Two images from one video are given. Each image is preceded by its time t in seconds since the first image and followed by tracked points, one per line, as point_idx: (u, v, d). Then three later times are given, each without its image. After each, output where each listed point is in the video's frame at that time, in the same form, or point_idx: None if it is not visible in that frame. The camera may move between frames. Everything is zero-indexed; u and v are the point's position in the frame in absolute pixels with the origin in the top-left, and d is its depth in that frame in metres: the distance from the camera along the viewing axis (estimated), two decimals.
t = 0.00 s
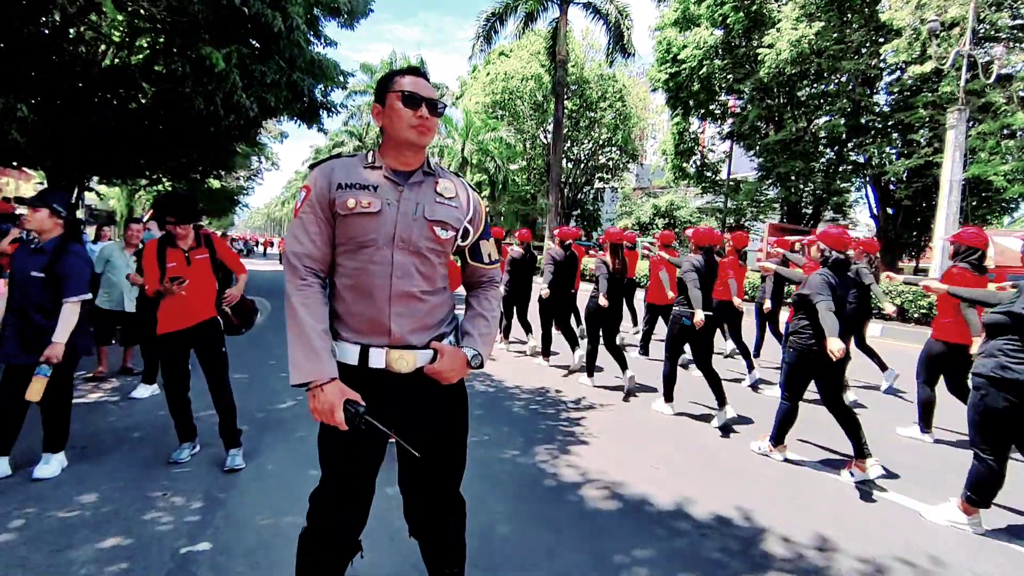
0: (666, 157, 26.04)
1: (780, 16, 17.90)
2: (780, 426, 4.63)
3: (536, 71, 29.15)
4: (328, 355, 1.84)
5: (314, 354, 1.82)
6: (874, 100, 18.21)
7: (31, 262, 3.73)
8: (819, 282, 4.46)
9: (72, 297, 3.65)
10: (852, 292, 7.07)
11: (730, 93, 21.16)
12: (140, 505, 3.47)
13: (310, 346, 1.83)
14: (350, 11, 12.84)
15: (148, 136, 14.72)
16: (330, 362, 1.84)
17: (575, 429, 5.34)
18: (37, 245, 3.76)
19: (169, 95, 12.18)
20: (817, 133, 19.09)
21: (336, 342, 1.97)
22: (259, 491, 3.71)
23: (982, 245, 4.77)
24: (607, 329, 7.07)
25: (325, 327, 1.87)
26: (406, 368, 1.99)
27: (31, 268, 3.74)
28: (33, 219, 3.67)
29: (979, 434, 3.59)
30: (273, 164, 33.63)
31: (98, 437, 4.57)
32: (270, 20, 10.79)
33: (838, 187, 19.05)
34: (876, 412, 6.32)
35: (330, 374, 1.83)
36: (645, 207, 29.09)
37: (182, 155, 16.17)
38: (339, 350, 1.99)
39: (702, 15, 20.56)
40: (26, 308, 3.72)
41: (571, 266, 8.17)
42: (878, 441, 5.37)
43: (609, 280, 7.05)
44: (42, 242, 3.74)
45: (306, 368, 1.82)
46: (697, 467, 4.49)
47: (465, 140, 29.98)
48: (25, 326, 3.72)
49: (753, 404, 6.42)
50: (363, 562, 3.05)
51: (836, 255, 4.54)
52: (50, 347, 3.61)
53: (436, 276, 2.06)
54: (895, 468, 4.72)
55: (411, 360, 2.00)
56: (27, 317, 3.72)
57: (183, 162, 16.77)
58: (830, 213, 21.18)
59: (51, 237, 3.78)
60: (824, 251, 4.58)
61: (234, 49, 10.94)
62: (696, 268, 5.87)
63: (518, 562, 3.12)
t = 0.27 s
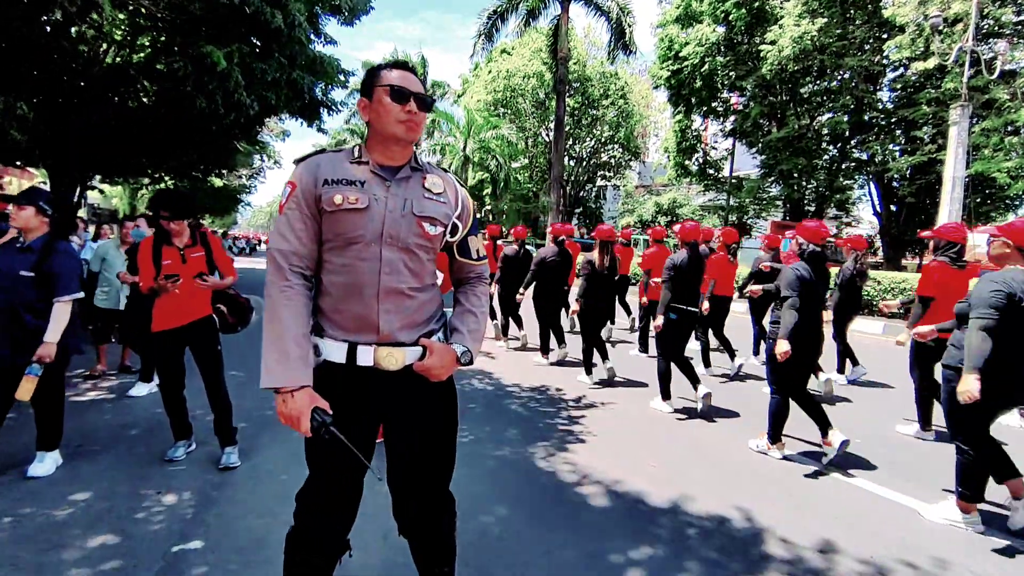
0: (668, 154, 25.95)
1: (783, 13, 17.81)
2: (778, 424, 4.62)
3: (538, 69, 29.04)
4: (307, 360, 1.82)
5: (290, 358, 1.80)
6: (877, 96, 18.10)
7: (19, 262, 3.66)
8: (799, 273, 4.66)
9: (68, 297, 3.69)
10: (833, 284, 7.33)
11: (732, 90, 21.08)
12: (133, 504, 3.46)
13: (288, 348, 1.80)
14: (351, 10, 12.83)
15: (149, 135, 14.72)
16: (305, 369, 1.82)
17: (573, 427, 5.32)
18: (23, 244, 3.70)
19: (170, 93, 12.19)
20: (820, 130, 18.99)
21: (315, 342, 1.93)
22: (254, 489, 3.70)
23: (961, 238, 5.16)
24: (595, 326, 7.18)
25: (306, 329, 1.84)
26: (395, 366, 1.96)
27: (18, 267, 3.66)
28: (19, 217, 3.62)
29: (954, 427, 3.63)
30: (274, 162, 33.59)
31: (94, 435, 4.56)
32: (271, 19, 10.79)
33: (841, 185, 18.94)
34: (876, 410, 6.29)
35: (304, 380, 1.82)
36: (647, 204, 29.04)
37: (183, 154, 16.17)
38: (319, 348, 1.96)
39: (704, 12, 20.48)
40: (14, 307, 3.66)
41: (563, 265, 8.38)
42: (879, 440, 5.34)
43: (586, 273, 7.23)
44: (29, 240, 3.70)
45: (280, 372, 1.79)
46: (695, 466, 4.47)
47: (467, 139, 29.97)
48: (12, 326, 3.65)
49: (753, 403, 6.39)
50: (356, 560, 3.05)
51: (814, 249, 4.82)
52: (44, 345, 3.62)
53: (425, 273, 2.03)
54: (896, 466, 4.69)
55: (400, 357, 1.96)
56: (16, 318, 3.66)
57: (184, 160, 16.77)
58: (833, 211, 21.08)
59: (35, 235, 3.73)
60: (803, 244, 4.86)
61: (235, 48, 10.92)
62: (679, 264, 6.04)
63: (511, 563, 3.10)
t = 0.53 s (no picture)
0: (671, 153, 25.86)
1: (786, 10, 17.69)
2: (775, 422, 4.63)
3: (539, 68, 29.22)
4: (271, 364, 1.81)
5: (258, 364, 1.79)
6: (881, 94, 17.98)
7: (3, 261, 3.63)
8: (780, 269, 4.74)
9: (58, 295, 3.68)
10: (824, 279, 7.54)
11: (735, 88, 20.99)
12: (126, 504, 3.44)
13: (261, 353, 1.80)
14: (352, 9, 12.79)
15: (150, 134, 14.72)
16: (269, 374, 1.81)
17: (571, 427, 5.29)
18: (7, 243, 3.66)
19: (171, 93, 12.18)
20: (824, 128, 18.88)
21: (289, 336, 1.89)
22: (248, 489, 3.68)
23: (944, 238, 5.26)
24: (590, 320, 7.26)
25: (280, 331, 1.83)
26: (383, 366, 1.91)
27: (3, 267, 3.63)
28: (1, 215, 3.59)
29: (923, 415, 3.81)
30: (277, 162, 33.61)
31: (89, 435, 4.55)
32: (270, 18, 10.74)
33: (844, 183, 18.84)
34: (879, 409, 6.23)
35: (267, 386, 1.81)
36: (649, 203, 28.95)
37: (185, 154, 16.17)
38: (300, 348, 1.91)
39: (707, 10, 20.37)
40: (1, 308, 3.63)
41: (557, 261, 8.58)
42: (882, 441, 5.28)
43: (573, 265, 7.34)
44: (13, 239, 3.66)
45: (249, 374, 1.78)
46: (694, 466, 4.43)
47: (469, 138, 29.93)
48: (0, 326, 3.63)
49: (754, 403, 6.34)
50: (349, 561, 3.03)
51: (797, 246, 4.86)
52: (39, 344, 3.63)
53: (414, 271, 1.97)
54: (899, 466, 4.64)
55: (389, 357, 1.91)
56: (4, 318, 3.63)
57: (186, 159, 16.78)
58: (837, 209, 20.99)
59: (20, 234, 3.70)
60: (785, 242, 4.92)
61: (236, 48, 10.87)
62: (665, 261, 6.47)
63: (506, 564, 3.06)
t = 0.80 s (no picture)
0: (673, 152, 25.73)
1: (789, 9, 17.59)
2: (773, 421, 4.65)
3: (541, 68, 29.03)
4: (238, 369, 1.79)
5: (226, 369, 1.78)
6: (885, 92, 17.86)
7: None
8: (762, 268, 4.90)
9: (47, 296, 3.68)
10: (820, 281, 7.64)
11: (738, 87, 20.90)
12: (118, 508, 3.41)
13: (233, 358, 1.78)
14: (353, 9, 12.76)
15: (152, 135, 14.73)
16: (236, 379, 1.79)
17: (572, 429, 5.23)
18: None
19: (172, 94, 12.17)
20: (827, 127, 18.76)
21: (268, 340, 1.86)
22: (241, 492, 3.65)
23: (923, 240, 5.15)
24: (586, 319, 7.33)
25: (253, 336, 1.81)
26: (368, 370, 1.86)
27: None
28: None
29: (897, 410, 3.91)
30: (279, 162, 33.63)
31: (83, 437, 4.51)
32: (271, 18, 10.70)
33: (848, 182, 18.71)
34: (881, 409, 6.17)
35: (236, 391, 1.80)
36: (652, 203, 28.88)
37: (187, 155, 16.18)
38: (282, 352, 1.86)
39: (709, 8, 20.28)
40: None
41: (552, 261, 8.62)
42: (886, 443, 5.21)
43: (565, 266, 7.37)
44: None
45: (220, 380, 1.77)
46: (695, 469, 4.37)
47: (471, 138, 29.88)
48: None
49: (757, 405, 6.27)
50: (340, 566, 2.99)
51: (780, 247, 4.91)
52: (36, 346, 3.66)
53: (400, 273, 1.93)
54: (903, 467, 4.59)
55: (374, 360, 1.87)
56: None
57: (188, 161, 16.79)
58: (840, 208, 20.89)
59: None
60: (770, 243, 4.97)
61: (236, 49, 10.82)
62: (651, 259, 6.47)
63: (500, 571, 3.01)
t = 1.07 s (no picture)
0: (677, 152, 25.63)
1: (792, 8, 17.51)
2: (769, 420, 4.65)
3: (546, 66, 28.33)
4: (220, 375, 1.74)
5: (214, 372, 1.73)
6: (889, 92, 17.74)
7: None
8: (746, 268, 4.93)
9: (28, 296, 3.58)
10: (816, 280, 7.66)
11: (741, 87, 20.82)
12: (110, 512, 3.38)
13: (214, 363, 1.73)
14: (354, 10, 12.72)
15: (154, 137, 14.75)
16: (217, 385, 1.74)
17: (572, 432, 5.18)
18: None
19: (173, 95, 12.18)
20: (831, 127, 18.65)
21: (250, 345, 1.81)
22: (234, 497, 3.61)
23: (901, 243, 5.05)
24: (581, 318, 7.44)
25: (235, 340, 1.77)
26: (352, 376, 1.82)
27: None
28: None
29: (878, 412, 3.86)
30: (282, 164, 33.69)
31: (79, 440, 4.49)
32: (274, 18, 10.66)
33: (852, 182, 18.61)
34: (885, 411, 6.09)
35: (216, 398, 1.75)
36: (655, 203, 28.80)
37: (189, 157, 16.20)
38: (263, 358, 1.81)
39: (712, 8, 20.20)
40: None
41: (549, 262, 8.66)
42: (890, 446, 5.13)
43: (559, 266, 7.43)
44: None
45: (201, 386, 1.72)
46: (695, 473, 4.31)
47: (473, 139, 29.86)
48: None
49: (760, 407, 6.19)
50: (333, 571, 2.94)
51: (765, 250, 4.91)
52: (29, 346, 3.59)
53: (386, 276, 1.88)
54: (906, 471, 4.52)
55: (359, 366, 1.83)
56: None
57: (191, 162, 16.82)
58: (844, 209, 20.79)
59: None
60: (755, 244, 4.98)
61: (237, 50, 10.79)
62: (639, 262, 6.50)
63: None
